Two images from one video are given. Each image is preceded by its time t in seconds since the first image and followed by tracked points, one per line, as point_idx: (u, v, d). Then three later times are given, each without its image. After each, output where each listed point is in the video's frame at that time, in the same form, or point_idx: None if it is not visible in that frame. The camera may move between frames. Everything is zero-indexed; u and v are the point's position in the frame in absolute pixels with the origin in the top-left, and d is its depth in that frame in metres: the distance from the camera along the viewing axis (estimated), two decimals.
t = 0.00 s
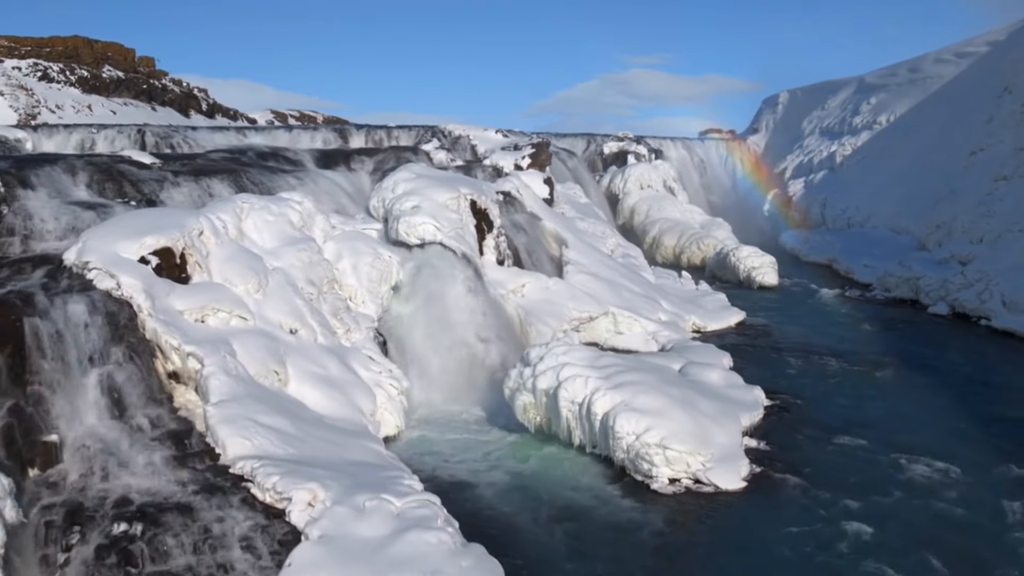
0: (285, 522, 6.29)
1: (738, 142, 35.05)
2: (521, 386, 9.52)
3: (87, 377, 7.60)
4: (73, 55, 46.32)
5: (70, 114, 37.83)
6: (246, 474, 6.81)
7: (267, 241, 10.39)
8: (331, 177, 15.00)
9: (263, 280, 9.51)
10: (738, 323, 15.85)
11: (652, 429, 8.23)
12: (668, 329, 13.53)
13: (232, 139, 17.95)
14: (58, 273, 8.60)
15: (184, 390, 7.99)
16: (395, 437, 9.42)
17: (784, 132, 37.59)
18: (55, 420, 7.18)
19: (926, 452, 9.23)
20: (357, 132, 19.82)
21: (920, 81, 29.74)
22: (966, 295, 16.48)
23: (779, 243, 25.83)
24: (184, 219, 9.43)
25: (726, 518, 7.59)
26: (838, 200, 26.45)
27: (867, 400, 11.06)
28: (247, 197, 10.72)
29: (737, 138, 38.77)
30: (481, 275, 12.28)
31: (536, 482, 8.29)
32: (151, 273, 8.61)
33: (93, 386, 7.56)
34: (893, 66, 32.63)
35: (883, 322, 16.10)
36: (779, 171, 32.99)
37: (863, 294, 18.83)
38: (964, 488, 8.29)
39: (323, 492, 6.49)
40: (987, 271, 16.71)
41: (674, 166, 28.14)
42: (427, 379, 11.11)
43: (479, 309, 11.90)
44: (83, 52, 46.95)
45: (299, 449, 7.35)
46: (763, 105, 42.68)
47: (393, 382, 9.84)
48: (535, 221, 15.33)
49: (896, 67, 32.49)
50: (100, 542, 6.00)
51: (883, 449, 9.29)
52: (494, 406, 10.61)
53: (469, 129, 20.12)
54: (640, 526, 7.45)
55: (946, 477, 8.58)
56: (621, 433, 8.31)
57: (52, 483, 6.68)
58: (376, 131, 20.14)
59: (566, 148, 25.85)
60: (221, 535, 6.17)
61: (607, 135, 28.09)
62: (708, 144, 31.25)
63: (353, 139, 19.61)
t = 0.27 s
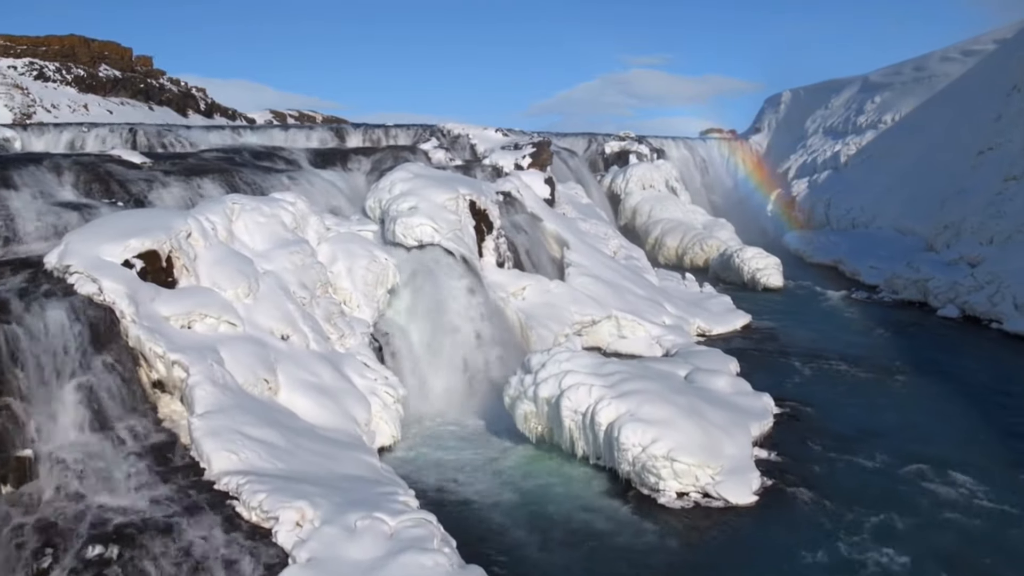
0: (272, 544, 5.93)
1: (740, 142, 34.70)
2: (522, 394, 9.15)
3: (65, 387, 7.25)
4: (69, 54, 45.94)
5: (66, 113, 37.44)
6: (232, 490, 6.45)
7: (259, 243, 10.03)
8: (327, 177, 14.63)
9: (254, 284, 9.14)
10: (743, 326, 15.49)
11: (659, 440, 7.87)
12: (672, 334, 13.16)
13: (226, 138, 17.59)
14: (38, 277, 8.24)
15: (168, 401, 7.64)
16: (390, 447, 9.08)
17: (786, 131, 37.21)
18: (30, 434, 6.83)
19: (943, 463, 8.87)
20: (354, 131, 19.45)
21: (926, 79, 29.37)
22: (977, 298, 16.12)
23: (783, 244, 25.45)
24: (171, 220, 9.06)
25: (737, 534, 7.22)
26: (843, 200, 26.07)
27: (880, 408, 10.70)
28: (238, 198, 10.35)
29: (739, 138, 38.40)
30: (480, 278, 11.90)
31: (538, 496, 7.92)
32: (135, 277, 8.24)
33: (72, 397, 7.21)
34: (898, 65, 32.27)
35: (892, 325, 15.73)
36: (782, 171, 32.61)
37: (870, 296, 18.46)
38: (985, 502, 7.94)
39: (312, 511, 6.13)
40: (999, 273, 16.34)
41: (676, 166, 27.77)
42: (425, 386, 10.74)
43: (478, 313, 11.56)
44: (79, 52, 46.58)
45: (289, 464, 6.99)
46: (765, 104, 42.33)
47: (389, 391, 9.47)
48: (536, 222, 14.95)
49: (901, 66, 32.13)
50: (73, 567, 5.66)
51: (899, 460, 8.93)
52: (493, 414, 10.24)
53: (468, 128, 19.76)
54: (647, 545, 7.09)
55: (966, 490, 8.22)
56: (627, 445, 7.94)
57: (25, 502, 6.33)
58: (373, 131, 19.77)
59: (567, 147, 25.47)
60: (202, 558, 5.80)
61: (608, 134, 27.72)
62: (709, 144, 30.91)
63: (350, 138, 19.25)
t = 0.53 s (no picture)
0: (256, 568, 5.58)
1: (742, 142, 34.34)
2: (522, 404, 8.78)
3: (38, 402, 7.01)
4: (65, 53, 45.56)
5: (61, 113, 37.06)
6: (214, 510, 6.11)
7: (250, 247, 9.68)
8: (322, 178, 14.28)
9: (243, 289, 8.77)
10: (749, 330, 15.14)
11: (666, 453, 7.51)
12: (677, 338, 12.82)
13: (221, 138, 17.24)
14: (17, 283, 7.90)
15: (152, 412, 7.30)
16: (385, 459, 8.73)
17: (789, 131, 36.86)
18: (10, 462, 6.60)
19: (961, 477, 8.52)
20: (351, 130, 19.09)
21: (931, 78, 29.02)
22: (987, 301, 15.77)
23: (786, 245, 25.09)
24: (157, 223, 8.70)
25: (749, 555, 6.86)
26: (847, 200, 25.71)
27: (893, 417, 10.34)
28: (229, 199, 9.99)
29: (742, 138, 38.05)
30: (479, 282, 11.53)
31: (540, 513, 7.57)
32: (118, 282, 7.89)
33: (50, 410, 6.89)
34: (903, 63, 31.91)
35: (901, 329, 15.38)
36: (785, 170, 32.25)
37: (877, 299, 18.11)
38: (1006, 519, 7.59)
39: (300, 533, 5.78)
40: (1009, 276, 15.99)
41: (678, 166, 27.41)
42: (421, 394, 10.38)
43: (477, 318, 11.19)
44: (75, 51, 46.19)
45: (277, 481, 6.63)
46: (768, 103, 41.96)
47: (384, 400, 9.11)
48: (537, 224, 14.60)
49: (905, 64, 31.77)
50: None
51: (915, 473, 8.57)
52: (493, 423, 9.89)
53: (468, 127, 19.41)
54: (655, 566, 6.74)
55: (987, 506, 7.86)
56: (632, 458, 7.58)
57: None
58: (370, 130, 19.41)
59: (568, 147, 25.11)
60: None
61: (609, 134, 27.36)
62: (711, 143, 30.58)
63: (347, 138, 18.89)
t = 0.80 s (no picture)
0: None
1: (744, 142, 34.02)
2: (519, 412, 8.44)
3: (12, 410, 6.60)
4: (60, 51, 45.21)
5: (56, 112, 36.72)
6: (193, 529, 5.77)
7: (238, 248, 9.34)
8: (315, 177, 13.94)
9: (230, 292, 8.44)
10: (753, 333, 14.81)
11: (670, 465, 7.18)
12: (680, 342, 12.49)
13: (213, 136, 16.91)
14: None
15: (132, 422, 6.99)
16: (378, 470, 8.40)
17: (791, 130, 36.53)
18: None
19: (977, 488, 8.19)
20: (346, 129, 18.76)
21: (936, 76, 28.68)
22: (996, 303, 15.44)
23: (788, 246, 24.76)
24: (140, 223, 8.36)
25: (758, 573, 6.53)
26: (851, 200, 25.38)
27: (903, 424, 10.01)
28: (216, 199, 9.66)
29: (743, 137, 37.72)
30: (476, 284, 11.19)
31: (539, 528, 7.24)
32: (97, 286, 7.55)
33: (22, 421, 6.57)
34: (907, 62, 31.58)
35: (907, 331, 15.06)
36: (787, 170, 31.89)
37: (882, 300, 17.78)
38: None
39: (282, 554, 5.45)
40: (1019, 277, 15.67)
41: (678, 165, 27.09)
42: (416, 401, 10.05)
43: (474, 322, 10.86)
44: (71, 50, 45.84)
45: (260, 496, 6.31)
46: (769, 102, 41.63)
47: (377, 408, 8.79)
48: (536, 224, 14.27)
49: (909, 63, 31.43)
50: None
51: (929, 484, 8.24)
52: (490, 431, 9.56)
53: (466, 126, 19.08)
54: None
55: (1006, 519, 7.53)
56: (634, 469, 7.25)
57: None
58: (366, 129, 19.08)
59: (568, 146, 24.78)
60: None
61: (609, 133, 27.02)
62: (711, 143, 30.24)
63: (343, 137, 18.56)
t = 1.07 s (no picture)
0: None
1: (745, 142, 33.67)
2: (517, 425, 8.07)
3: None
4: (56, 51, 44.83)
5: (51, 111, 36.35)
6: (167, 555, 5.40)
7: (225, 252, 8.98)
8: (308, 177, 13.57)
9: (214, 300, 8.08)
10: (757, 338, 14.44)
11: (675, 483, 6.81)
12: (683, 348, 12.13)
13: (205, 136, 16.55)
14: None
15: (108, 437, 6.63)
16: (369, 484, 8.04)
17: (793, 130, 36.16)
18: None
19: (996, 504, 7.82)
20: (342, 129, 18.40)
21: (941, 75, 28.32)
22: (1007, 307, 15.08)
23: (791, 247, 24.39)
24: (121, 227, 8.00)
25: None
26: (855, 200, 25.00)
27: (915, 435, 9.64)
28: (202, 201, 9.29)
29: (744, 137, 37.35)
30: (473, 289, 10.82)
31: (537, 549, 6.88)
32: (73, 294, 7.19)
33: None
34: (911, 61, 31.21)
35: (916, 336, 14.69)
36: (789, 170, 31.51)
37: (889, 304, 17.42)
38: None
39: None
40: None
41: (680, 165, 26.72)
42: (409, 411, 9.68)
43: (471, 328, 10.49)
44: (67, 49, 45.46)
45: (241, 518, 5.94)
46: (771, 102, 41.27)
47: (369, 420, 8.42)
48: (535, 227, 13.90)
49: (914, 62, 31.07)
50: None
51: (946, 500, 7.88)
52: (486, 443, 9.20)
53: (464, 126, 18.72)
54: None
55: None
56: (638, 487, 6.88)
57: None
58: (362, 129, 18.72)
59: (567, 146, 24.42)
60: None
61: (610, 132, 26.65)
62: (713, 143, 29.88)
63: (338, 137, 18.20)
